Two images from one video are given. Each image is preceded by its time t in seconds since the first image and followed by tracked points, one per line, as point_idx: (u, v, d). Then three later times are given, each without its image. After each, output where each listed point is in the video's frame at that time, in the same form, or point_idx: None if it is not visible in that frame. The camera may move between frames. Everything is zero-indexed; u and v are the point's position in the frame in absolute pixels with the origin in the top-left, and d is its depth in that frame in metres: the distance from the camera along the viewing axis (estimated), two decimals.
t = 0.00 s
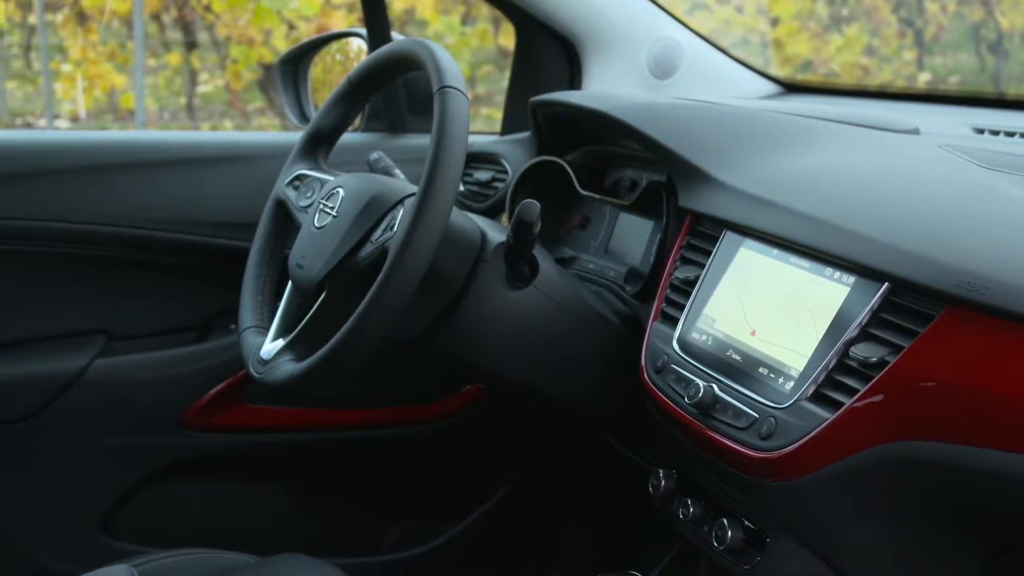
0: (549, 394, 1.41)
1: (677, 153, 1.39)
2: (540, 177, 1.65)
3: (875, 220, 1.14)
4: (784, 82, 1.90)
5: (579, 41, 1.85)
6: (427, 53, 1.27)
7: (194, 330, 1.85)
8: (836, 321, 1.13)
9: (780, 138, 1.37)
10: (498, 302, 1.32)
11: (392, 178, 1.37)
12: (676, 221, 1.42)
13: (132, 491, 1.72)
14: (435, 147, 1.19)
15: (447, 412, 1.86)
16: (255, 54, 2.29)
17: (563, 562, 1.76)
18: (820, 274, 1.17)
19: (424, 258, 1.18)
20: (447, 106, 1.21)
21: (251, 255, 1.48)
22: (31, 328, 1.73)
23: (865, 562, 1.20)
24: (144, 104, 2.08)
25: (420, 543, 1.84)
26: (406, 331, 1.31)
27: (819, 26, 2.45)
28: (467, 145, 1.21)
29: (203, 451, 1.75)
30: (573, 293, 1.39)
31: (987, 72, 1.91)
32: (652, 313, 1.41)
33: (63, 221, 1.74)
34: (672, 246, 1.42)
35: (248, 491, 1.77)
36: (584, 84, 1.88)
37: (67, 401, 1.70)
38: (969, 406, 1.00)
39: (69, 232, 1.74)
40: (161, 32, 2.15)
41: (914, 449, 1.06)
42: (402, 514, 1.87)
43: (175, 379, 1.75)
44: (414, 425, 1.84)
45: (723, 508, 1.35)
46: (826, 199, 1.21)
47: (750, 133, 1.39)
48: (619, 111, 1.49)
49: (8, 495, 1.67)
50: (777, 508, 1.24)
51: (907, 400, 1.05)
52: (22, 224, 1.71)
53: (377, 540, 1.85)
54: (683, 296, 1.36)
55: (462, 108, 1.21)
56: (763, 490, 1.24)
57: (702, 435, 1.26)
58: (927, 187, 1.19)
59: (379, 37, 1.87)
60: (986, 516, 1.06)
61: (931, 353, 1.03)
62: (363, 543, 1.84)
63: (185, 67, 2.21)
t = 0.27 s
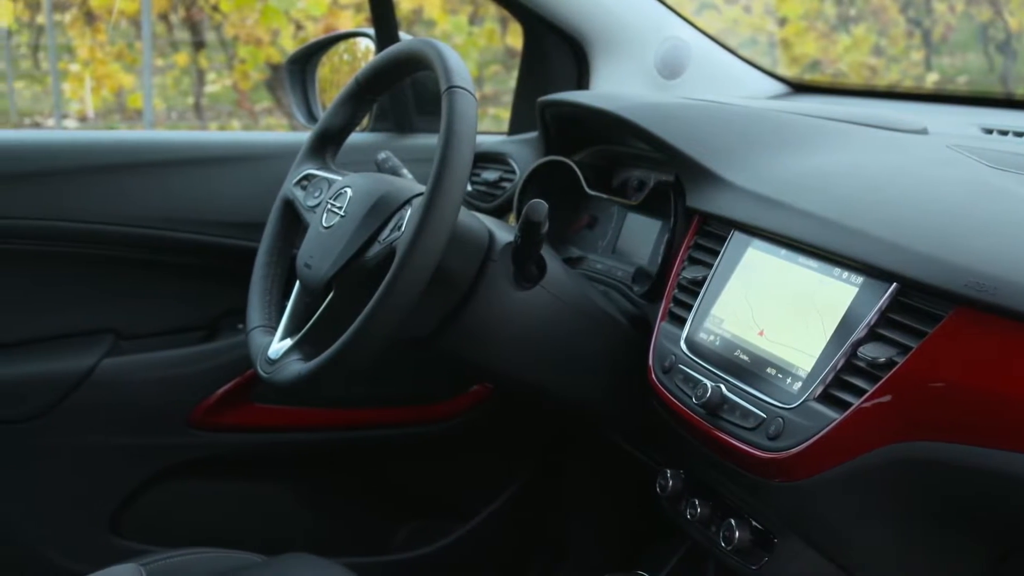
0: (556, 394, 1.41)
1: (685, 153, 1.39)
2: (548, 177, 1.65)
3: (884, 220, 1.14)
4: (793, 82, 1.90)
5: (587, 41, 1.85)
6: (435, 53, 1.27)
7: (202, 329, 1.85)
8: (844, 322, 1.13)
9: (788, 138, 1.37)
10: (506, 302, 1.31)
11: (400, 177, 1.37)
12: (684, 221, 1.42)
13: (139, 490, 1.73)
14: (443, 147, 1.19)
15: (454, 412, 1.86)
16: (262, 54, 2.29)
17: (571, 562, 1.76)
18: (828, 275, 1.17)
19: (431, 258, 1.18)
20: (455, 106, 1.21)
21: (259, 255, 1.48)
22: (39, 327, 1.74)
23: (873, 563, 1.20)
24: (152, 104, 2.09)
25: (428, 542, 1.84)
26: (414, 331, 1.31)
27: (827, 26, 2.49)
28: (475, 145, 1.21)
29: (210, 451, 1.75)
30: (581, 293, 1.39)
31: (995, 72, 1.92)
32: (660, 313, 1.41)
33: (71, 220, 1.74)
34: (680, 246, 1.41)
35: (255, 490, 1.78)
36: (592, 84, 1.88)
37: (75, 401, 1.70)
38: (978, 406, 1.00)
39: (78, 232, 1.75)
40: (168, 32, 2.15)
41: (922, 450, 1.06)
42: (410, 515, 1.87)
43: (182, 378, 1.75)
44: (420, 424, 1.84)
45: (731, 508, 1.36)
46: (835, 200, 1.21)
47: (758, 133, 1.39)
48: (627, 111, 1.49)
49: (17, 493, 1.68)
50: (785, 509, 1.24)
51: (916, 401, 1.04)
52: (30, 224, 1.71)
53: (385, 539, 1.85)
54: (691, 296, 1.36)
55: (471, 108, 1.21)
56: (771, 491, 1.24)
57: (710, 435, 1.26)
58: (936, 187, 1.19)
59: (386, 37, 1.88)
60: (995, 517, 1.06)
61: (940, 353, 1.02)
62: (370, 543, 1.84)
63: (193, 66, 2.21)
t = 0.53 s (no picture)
0: (561, 394, 1.41)
1: (690, 153, 1.39)
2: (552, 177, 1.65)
3: (889, 220, 1.13)
4: (798, 82, 1.90)
5: (592, 41, 1.85)
6: (441, 53, 1.27)
7: (206, 329, 1.85)
8: (849, 322, 1.13)
9: (793, 138, 1.37)
10: (511, 301, 1.31)
11: (405, 178, 1.38)
12: (688, 220, 1.42)
13: (143, 490, 1.73)
14: (448, 147, 1.19)
15: (458, 411, 1.86)
16: (267, 53, 2.29)
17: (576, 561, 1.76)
18: (833, 275, 1.17)
19: (436, 257, 1.18)
20: (460, 106, 1.20)
21: (264, 255, 1.48)
22: (44, 327, 1.74)
23: (878, 563, 1.19)
24: (157, 104, 2.10)
25: (434, 541, 1.84)
26: (419, 331, 1.31)
27: (832, 26, 2.49)
28: (480, 145, 1.21)
29: (214, 450, 1.75)
30: (586, 293, 1.39)
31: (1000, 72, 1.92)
32: (664, 312, 1.41)
33: (76, 220, 1.74)
34: (685, 246, 1.41)
35: (260, 490, 1.78)
36: (596, 84, 1.88)
37: (80, 400, 1.70)
38: (983, 406, 1.00)
39: (83, 232, 1.75)
40: (173, 32, 2.17)
41: (928, 450, 1.06)
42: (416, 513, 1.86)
43: (187, 378, 1.75)
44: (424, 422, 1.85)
45: (735, 508, 1.36)
46: (840, 200, 1.21)
47: (763, 133, 1.39)
48: (632, 111, 1.49)
49: (21, 493, 1.68)
50: (790, 509, 1.24)
51: (922, 401, 1.04)
52: (35, 224, 1.71)
53: (391, 538, 1.84)
54: (696, 296, 1.36)
55: (476, 108, 1.21)
56: (776, 491, 1.23)
57: (715, 435, 1.26)
58: (941, 187, 1.18)
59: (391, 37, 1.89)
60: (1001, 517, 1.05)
61: (946, 353, 1.02)
62: (375, 542, 1.84)
63: (198, 67, 2.22)
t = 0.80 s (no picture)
0: (563, 394, 1.41)
1: (692, 153, 1.39)
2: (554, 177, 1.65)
3: (891, 220, 1.13)
4: (800, 82, 1.90)
5: (594, 42, 1.85)
6: (443, 53, 1.27)
7: (209, 329, 1.85)
8: (851, 322, 1.13)
9: (795, 138, 1.37)
10: (513, 301, 1.31)
11: (407, 178, 1.38)
12: (691, 220, 1.42)
13: (145, 489, 1.73)
14: (450, 147, 1.19)
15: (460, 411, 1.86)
16: (268, 54, 2.27)
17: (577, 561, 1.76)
18: (835, 275, 1.17)
19: (438, 257, 1.18)
20: (462, 106, 1.20)
21: (267, 255, 1.49)
22: (46, 327, 1.74)
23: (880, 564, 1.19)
24: (159, 104, 2.10)
25: (436, 541, 1.84)
26: (421, 330, 1.31)
27: (834, 27, 2.51)
28: (482, 145, 1.21)
29: (216, 450, 1.75)
30: (588, 293, 1.39)
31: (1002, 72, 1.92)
32: (666, 312, 1.41)
33: (78, 220, 1.74)
34: (687, 246, 1.41)
35: (261, 490, 1.78)
36: (599, 83, 1.88)
37: (82, 400, 1.71)
38: (986, 406, 1.00)
39: (86, 232, 1.75)
40: (175, 32, 2.18)
41: (930, 450, 1.06)
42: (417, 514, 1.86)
43: (189, 378, 1.75)
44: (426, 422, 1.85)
45: (737, 508, 1.36)
46: (842, 200, 1.21)
47: (765, 133, 1.39)
48: (634, 111, 1.49)
49: (24, 492, 1.68)
50: (791, 509, 1.24)
51: (924, 401, 1.04)
52: (38, 224, 1.72)
53: (392, 538, 1.85)
54: (698, 296, 1.36)
55: (478, 108, 1.21)
56: (777, 491, 1.23)
57: (717, 435, 1.26)
58: (943, 186, 1.18)
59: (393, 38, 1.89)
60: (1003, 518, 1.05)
61: (948, 353, 1.02)
62: (377, 542, 1.84)
63: (199, 67, 2.21)
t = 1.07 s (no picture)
0: (563, 395, 1.41)
1: (693, 153, 1.39)
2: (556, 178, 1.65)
3: (892, 220, 1.13)
4: (801, 82, 1.90)
5: (594, 42, 1.84)
6: (444, 53, 1.27)
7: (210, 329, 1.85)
8: (852, 322, 1.12)
9: (796, 138, 1.37)
10: (514, 301, 1.31)
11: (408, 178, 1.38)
12: (691, 221, 1.42)
13: (146, 489, 1.73)
14: (451, 147, 1.18)
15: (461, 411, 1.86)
16: (270, 53, 2.30)
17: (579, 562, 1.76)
18: (837, 275, 1.17)
19: (439, 257, 1.18)
20: (463, 107, 1.20)
21: (268, 255, 1.49)
22: (47, 327, 1.74)
23: (881, 565, 1.19)
24: (160, 104, 2.11)
25: (437, 541, 1.84)
26: (422, 331, 1.31)
27: (836, 26, 2.53)
28: (483, 145, 1.21)
29: (217, 450, 1.75)
30: (588, 293, 1.39)
31: (1004, 72, 1.91)
32: (668, 312, 1.41)
33: (79, 220, 1.75)
34: (688, 246, 1.41)
35: (263, 489, 1.78)
36: (600, 83, 1.88)
37: (83, 400, 1.71)
38: (988, 407, 1.00)
39: (87, 232, 1.75)
40: (176, 32, 2.18)
41: (933, 451, 1.06)
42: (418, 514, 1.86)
43: (190, 378, 1.76)
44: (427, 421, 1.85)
45: (738, 508, 1.36)
46: (843, 200, 1.20)
47: (766, 133, 1.39)
48: (635, 111, 1.49)
49: (25, 492, 1.68)
50: (792, 509, 1.24)
51: (926, 401, 1.04)
52: (39, 224, 1.72)
53: (393, 539, 1.84)
54: (699, 296, 1.36)
55: (479, 108, 1.21)
56: (779, 492, 1.23)
57: (718, 435, 1.26)
58: (944, 187, 1.18)
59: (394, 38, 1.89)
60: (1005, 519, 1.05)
61: (950, 353, 1.02)
62: (377, 542, 1.84)
63: (201, 66, 2.23)
